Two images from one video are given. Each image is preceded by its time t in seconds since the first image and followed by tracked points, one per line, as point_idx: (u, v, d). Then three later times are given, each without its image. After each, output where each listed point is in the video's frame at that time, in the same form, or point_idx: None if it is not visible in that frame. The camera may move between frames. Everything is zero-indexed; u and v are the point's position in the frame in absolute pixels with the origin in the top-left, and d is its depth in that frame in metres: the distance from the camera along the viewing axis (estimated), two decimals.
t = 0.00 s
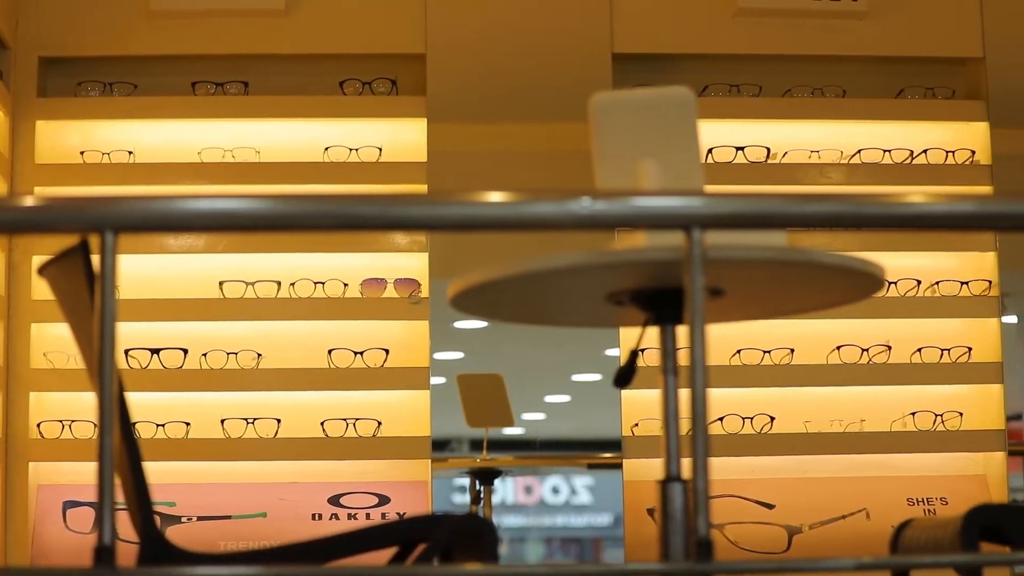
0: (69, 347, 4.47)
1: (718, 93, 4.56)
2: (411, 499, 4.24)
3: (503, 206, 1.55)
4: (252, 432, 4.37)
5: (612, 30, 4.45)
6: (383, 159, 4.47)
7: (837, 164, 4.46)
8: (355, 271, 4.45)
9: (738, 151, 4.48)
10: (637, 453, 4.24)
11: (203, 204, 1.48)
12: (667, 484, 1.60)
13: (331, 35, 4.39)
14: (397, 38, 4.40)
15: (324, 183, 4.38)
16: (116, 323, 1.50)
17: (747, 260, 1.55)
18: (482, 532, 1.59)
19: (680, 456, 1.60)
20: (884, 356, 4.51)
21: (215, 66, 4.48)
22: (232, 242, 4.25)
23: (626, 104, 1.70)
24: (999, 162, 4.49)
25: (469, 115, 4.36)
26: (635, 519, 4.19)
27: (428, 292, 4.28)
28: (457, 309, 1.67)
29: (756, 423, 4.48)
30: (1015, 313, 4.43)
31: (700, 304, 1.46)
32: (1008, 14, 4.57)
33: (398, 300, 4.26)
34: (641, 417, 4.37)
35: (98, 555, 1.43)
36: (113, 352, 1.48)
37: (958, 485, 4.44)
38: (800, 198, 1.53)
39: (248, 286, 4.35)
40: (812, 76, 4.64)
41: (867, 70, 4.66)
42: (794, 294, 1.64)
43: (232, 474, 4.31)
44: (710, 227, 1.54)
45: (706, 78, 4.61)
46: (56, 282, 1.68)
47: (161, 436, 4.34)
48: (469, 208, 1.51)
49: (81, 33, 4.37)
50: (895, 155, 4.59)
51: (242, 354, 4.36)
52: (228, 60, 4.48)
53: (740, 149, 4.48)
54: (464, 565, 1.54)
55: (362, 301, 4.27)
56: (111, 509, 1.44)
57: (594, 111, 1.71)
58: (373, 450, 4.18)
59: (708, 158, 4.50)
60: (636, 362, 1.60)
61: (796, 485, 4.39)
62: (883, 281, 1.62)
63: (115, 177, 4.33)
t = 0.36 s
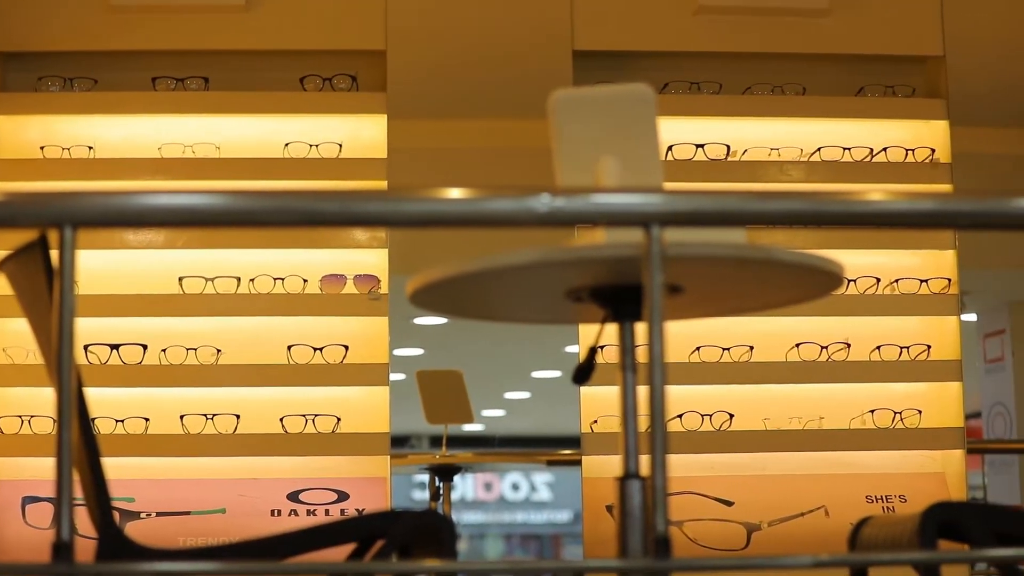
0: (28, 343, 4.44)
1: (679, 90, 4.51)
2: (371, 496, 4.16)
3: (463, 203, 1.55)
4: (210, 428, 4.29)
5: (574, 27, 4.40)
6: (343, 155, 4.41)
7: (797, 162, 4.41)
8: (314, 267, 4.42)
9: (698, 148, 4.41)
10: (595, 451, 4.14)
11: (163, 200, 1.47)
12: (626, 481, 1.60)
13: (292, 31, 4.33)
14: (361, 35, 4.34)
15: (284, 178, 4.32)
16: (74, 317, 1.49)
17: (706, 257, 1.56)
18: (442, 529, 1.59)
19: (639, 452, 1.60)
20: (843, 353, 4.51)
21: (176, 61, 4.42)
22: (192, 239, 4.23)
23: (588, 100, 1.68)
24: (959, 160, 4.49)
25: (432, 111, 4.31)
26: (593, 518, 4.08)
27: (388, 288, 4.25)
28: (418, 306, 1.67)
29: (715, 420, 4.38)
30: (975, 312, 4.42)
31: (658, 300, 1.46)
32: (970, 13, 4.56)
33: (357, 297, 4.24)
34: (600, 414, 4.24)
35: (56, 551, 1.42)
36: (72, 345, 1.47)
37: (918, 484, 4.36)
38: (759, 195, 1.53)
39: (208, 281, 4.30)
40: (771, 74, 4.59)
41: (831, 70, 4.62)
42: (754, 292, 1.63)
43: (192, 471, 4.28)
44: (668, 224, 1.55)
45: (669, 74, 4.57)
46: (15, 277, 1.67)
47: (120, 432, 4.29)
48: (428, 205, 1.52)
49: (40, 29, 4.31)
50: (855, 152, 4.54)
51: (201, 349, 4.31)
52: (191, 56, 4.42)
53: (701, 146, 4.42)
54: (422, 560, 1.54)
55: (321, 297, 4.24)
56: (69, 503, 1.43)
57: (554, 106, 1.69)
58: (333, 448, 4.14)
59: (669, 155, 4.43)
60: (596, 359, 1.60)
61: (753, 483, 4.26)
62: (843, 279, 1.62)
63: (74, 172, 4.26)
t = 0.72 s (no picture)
0: None
1: (637, 89, 4.32)
2: (325, 493, 3.97)
3: (419, 201, 1.55)
4: (168, 425, 4.12)
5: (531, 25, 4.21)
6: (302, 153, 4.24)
7: (755, 161, 4.24)
8: (272, 264, 4.24)
9: (655, 147, 4.24)
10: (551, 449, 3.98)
11: (120, 195, 1.48)
12: (580, 479, 1.60)
13: (251, 28, 4.15)
14: (313, 32, 4.16)
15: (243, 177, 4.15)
16: (27, 315, 1.48)
17: (661, 257, 1.55)
18: (396, 527, 1.59)
19: (594, 450, 1.60)
20: (801, 353, 4.31)
21: (133, 56, 4.24)
22: (150, 233, 4.03)
23: (543, 98, 1.66)
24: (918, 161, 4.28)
25: (391, 109, 4.13)
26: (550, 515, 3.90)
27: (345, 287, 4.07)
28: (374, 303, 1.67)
29: (671, 419, 4.21)
30: (932, 312, 4.23)
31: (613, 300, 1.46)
32: (933, 12, 4.38)
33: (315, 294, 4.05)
34: (557, 413, 4.12)
35: (10, 548, 1.42)
36: (25, 343, 1.46)
37: (879, 484, 4.20)
38: (716, 193, 1.54)
39: (165, 279, 4.12)
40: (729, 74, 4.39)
41: (792, 69, 4.43)
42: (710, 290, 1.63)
43: (149, 468, 4.08)
44: (624, 223, 1.55)
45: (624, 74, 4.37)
46: None
47: (76, 429, 4.11)
48: (385, 202, 1.52)
49: None
50: (812, 152, 4.34)
51: (158, 346, 4.15)
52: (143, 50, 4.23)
53: (659, 146, 4.24)
54: (376, 558, 1.55)
55: (277, 295, 4.06)
56: (23, 500, 1.43)
57: (510, 104, 1.66)
58: (294, 441, 3.96)
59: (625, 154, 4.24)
60: (551, 356, 1.60)
61: (710, 482, 4.12)
62: (798, 278, 1.62)
63: (25, 168, 4.08)
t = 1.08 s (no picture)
0: None
1: (587, 89, 4.27)
2: (275, 491, 3.94)
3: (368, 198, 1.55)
4: (117, 423, 4.15)
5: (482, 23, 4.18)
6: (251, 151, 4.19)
7: (706, 160, 4.20)
8: (222, 262, 4.20)
9: (606, 147, 4.19)
10: (502, 448, 3.95)
11: (69, 193, 1.47)
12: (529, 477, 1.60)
13: (201, 24, 4.11)
14: (264, 30, 4.13)
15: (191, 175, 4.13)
16: None
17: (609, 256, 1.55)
18: (343, 526, 1.61)
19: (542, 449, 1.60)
20: (749, 352, 4.26)
21: (84, 53, 4.20)
22: (100, 233, 4.03)
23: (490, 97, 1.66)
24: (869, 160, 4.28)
25: (343, 107, 4.09)
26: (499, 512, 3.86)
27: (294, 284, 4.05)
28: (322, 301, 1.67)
29: (620, 418, 4.18)
30: (883, 311, 4.24)
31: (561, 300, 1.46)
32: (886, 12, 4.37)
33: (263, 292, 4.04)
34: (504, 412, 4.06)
35: None
36: None
37: (827, 485, 4.13)
38: (665, 193, 1.53)
39: (115, 276, 4.09)
40: (677, 74, 4.37)
41: (746, 69, 4.40)
42: (659, 288, 1.63)
43: (96, 466, 4.06)
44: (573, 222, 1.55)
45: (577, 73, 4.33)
46: None
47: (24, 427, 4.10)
48: (333, 200, 1.51)
49: None
50: (763, 152, 4.33)
51: (107, 344, 4.13)
52: (94, 47, 4.19)
53: (609, 144, 4.20)
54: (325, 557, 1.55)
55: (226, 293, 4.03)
56: None
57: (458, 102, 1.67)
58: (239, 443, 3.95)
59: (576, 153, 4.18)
60: (499, 356, 1.60)
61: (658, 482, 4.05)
62: (747, 277, 1.62)
63: None
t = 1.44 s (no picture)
0: None
1: (540, 88, 4.22)
2: (224, 488, 3.89)
3: (319, 196, 1.54)
4: (66, 421, 4.05)
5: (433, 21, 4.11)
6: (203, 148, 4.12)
7: (657, 160, 4.15)
8: (172, 260, 4.13)
9: (557, 146, 4.15)
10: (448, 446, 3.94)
11: (17, 188, 1.46)
12: (477, 476, 1.60)
13: (152, 20, 4.02)
14: (214, 28, 4.03)
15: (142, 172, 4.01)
16: None
17: (560, 255, 1.55)
18: (290, 525, 1.60)
19: (491, 447, 1.60)
20: (700, 353, 4.24)
21: (33, 49, 4.10)
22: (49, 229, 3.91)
23: (445, 95, 1.60)
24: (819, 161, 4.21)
25: (298, 104, 4.02)
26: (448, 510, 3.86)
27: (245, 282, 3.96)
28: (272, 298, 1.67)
29: (570, 417, 4.19)
30: (833, 312, 4.18)
31: (511, 301, 1.46)
32: (835, 12, 4.31)
33: (214, 291, 3.94)
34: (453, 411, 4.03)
35: None
36: None
37: (778, 484, 4.13)
38: (616, 192, 1.53)
39: (65, 273, 4.03)
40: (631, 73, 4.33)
41: (695, 69, 4.37)
42: (609, 287, 1.63)
43: (47, 462, 4.02)
44: (523, 222, 1.54)
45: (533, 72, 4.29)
46: None
47: None
48: (282, 198, 1.50)
49: None
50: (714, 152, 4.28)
51: (58, 340, 4.05)
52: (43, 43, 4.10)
53: (561, 143, 4.16)
54: (271, 555, 1.54)
55: (175, 292, 3.95)
56: None
57: (414, 98, 1.61)
58: (188, 440, 3.90)
59: (528, 152, 4.16)
60: (449, 354, 1.60)
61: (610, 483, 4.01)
62: (697, 276, 1.61)
63: None
